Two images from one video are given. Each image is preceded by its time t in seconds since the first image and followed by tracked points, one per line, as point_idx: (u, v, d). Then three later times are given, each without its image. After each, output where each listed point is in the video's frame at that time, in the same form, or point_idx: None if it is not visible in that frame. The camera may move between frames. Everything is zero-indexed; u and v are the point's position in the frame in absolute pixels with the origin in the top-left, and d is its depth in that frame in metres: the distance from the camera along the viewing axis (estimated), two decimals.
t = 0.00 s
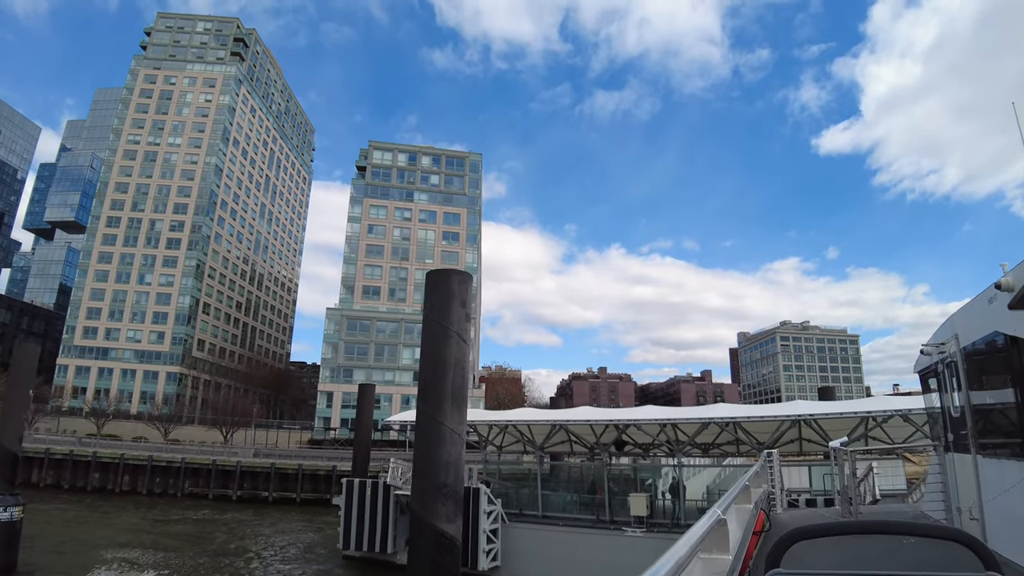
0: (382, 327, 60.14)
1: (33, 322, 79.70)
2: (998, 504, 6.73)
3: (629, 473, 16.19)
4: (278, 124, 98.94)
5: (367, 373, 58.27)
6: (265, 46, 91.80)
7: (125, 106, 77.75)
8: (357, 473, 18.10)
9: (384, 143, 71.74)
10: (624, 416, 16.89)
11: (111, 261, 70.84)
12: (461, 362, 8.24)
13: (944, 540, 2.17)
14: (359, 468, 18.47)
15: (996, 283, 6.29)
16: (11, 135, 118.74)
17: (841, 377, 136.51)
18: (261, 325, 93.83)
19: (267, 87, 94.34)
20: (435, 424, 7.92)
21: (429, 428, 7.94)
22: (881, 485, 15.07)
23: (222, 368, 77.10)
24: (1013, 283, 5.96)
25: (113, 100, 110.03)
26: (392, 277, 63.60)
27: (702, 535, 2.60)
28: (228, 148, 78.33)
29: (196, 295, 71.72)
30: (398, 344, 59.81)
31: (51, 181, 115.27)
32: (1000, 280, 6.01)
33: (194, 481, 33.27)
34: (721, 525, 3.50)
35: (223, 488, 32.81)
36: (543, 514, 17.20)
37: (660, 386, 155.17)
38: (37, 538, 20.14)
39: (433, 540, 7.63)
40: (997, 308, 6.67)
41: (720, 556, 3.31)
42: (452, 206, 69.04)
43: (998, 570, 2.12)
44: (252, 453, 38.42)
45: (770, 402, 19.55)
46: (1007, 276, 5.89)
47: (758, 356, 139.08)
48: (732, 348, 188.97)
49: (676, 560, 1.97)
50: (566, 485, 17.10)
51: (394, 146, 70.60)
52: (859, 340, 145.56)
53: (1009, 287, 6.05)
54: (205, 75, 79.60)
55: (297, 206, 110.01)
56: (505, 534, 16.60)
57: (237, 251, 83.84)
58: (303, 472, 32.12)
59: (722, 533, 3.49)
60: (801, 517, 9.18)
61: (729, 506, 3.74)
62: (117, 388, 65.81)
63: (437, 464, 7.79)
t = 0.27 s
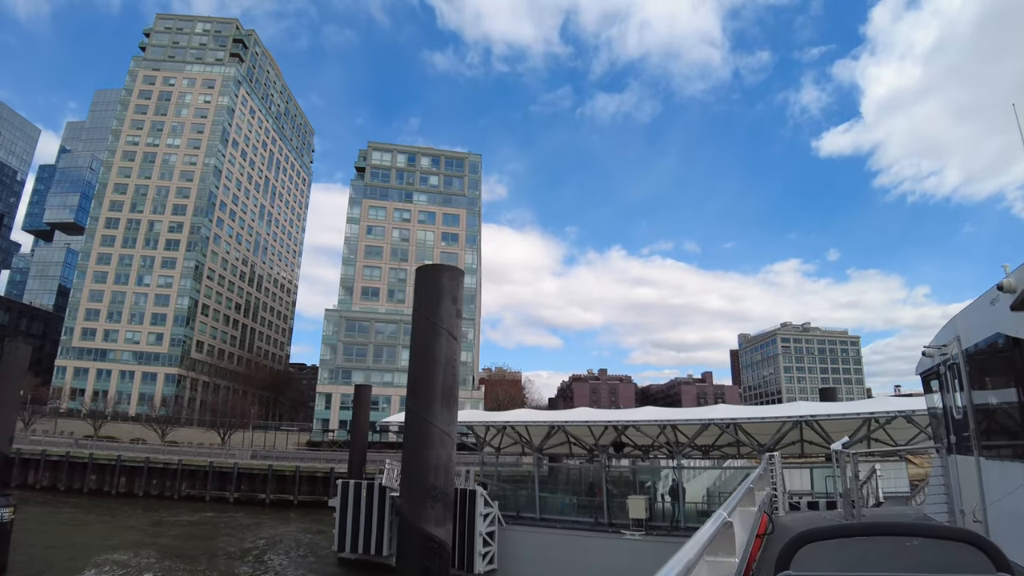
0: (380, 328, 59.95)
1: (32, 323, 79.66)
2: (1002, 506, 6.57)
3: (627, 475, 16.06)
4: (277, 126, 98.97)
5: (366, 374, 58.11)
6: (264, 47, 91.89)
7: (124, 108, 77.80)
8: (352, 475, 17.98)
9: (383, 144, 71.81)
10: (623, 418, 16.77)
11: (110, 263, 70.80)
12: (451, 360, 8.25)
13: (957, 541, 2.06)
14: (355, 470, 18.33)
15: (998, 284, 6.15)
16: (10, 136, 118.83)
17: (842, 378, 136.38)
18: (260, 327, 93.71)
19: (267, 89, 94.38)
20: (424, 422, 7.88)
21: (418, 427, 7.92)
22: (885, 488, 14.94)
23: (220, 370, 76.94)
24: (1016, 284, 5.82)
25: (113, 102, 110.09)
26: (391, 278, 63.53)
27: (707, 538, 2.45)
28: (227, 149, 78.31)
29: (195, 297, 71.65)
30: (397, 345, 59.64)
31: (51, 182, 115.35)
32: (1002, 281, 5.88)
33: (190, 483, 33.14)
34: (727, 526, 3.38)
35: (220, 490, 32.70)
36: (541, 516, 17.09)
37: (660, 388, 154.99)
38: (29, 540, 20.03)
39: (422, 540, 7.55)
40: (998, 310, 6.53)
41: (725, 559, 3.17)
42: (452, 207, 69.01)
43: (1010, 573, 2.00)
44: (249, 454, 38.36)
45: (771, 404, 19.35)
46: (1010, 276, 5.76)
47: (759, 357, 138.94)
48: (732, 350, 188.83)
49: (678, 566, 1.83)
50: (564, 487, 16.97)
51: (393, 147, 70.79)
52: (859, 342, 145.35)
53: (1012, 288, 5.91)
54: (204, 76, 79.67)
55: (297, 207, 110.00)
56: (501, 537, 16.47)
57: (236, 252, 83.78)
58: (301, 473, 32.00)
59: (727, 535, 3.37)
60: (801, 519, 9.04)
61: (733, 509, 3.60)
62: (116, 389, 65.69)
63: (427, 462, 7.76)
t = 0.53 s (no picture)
0: (379, 328, 59.82)
1: (31, 324, 79.64)
2: (1005, 508, 6.42)
3: (626, 476, 15.90)
4: (277, 126, 98.97)
5: (365, 375, 57.98)
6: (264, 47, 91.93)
7: (124, 108, 77.81)
8: (348, 475, 17.85)
9: (382, 144, 71.80)
10: (623, 418, 16.59)
11: (109, 263, 70.80)
12: (441, 358, 8.12)
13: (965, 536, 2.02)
14: (351, 470, 18.19)
15: (1000, 285, 6.03)
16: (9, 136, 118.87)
17: (842, 379, 136.19)
18: (259, 327, 93.65)
19: (266, 89, 94.36)
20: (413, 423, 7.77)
21: (409, 427, 7.80)
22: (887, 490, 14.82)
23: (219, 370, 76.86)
24: (1019, 286, 5.70)
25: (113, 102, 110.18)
26: (390, 278, 63.45)
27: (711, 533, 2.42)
28: (226, 149, 78.27)
29: (194, 297, 71.57)
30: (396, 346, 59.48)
31: (50, 183, 115.41)
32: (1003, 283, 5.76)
33: (187, 484, 32.99)
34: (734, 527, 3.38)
35: (217, 490, 32.60)
36: (539, 518, 16.97)
37: (661, 389, 154.82)
38: (22, 540, 19.93)
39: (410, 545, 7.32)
40: (1000, 311, 6.40)
41: (731, 561, 3.12)
42: (451, 207, 68.95)
43: None
44: (247, 455, 38.26)
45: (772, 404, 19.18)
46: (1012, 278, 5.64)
47: (760, 358, 138.77)
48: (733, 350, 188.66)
49: (703, 564, 2.05)
50: (563, 488, 16.83)
51: (392, 147, 70.79)
52: (861, 342, 145.07)
53: (1015, 290, 5.78)
54: (204, 76, 79.68)
55: (297, 208, 110.01)
56: (498, 539, 16.37)
57: (235, 252, 83.75)
58: (299, 474, 31.91)
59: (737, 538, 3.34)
60: (802, 521, 8.92)
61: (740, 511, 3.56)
62: (114, 390, 65.64)
63: (415, 463, 7.57)
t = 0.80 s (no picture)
0: (379, 329, 59.73)
1: (30, 324, 79.66)
2: (1006, 511, 6.29)
3: (625, 476, 15.83)
4: (277, 126, 98.96)
5: (364, 375, 57.87)
6: (264, 47, 91.90)
7: (123, 108, 77.81)
8: (345, 475, 17.71)
9: (381, 143, 71.76)
10: (622, 418, 16.49)
11: (108, 263, 70.81)
12: (430, 356, 7.99)
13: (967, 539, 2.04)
14: (348, 470, 18.06)
15: (1003, 286, 5.91)
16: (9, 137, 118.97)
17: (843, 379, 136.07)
18: (258, 327, 93.58)
19: (266, 89, 94.34)
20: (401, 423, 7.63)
21: (397, 428, 7.64)
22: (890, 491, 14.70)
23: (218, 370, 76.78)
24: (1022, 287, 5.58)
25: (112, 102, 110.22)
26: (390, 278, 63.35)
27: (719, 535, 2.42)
28: (225, 149, 78.22)
29: (193, 297, 71.54)
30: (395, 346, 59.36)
31: (50, 183, 115.51)
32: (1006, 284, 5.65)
33: (185, 485, 32.92)
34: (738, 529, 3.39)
35: (215, 491, 32.58)
36: (537, 519, 16.86)
37: (662, 389, 154.72)
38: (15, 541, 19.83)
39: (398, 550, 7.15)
40: (1002, 313, 6.28)
41: (736, 562, 3.12)
42: (451, 206, 68.90)
43: None
44: (245, 455, 38.17)
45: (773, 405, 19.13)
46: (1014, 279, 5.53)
47: (761, 359, 138.67)
48: (734, 351, 188.49)
49: (713, 558, 1.99)
50: (561, 489, 16.71)
51: (392, 147, 70.70)
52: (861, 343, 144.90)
53: (1017, 291, 5.66)
54: (203, 76, 79.66)
55: (296, 208, 110.02)
56: (495, 540, 16.23)
57: (235, 253, 83.74)
58: (297, 475, 31.82)
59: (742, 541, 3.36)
60: (803, 522, 8.82)
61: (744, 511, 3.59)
62: (113, 390, 65.62)
63: (403, 464, 7.40)
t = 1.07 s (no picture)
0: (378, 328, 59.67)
1: (30, 324, 79.74)
2: (1009, 511, 6.17)
3: (624, 477, 15.70)
4: (277, 126, 98.98)
5: (363, 375, 57.77)
6: (263, 47, 91.85)
7: (122, 107, 77.79)
8: (342, 475, 17.57)
9: (381, 142, 71.79)
10: (621, 418, 16.37)
11: (108, 263, 70.81)
12: (421, 353, 7.86)
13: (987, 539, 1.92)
14: (345, 469, 17.94)
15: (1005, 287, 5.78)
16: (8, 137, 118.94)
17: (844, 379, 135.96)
18: (259, 327, 93.58)
19: (266, 88, 94.34)
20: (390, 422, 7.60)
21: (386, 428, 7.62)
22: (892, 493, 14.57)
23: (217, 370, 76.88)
24: None
25: (112, 102, 110.13)
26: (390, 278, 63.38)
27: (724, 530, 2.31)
28: (225, 148, 78.19)
29: (192, 297, 71.53)
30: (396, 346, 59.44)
31: (49, 183, 115.57)
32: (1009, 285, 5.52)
33: (182, 485, 32.82)
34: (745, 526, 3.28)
35: (213, 492, 32.47)
36: (535, 520, 16.74)
37: (662, 389, 154.76)
38: (10, 541, 19.82)
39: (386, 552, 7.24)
40: (1005, 313, 6.14)
41: (743, 562, 2.94)
42: (451, 206, 68.83)
43: None
44: (243, 456, 38.11)
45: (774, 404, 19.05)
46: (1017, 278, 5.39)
47: (761, 359, 138.49)
48: (734, 351, 188.50)
49: (723, 553, 1.86)
50: (560, 489, 16.58)
51: (391, 146, 70.62)
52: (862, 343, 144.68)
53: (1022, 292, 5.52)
54: (202, 75, 79.62)
55: (296, 208, 110.11)
56: (492, 541, 16.06)
57: (234, 253, 83.81)
58: (295, 475, 31.75)
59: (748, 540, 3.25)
60: (804, 524, 8.66)
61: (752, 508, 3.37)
62: (112, 390, 65.60)
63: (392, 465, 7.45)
